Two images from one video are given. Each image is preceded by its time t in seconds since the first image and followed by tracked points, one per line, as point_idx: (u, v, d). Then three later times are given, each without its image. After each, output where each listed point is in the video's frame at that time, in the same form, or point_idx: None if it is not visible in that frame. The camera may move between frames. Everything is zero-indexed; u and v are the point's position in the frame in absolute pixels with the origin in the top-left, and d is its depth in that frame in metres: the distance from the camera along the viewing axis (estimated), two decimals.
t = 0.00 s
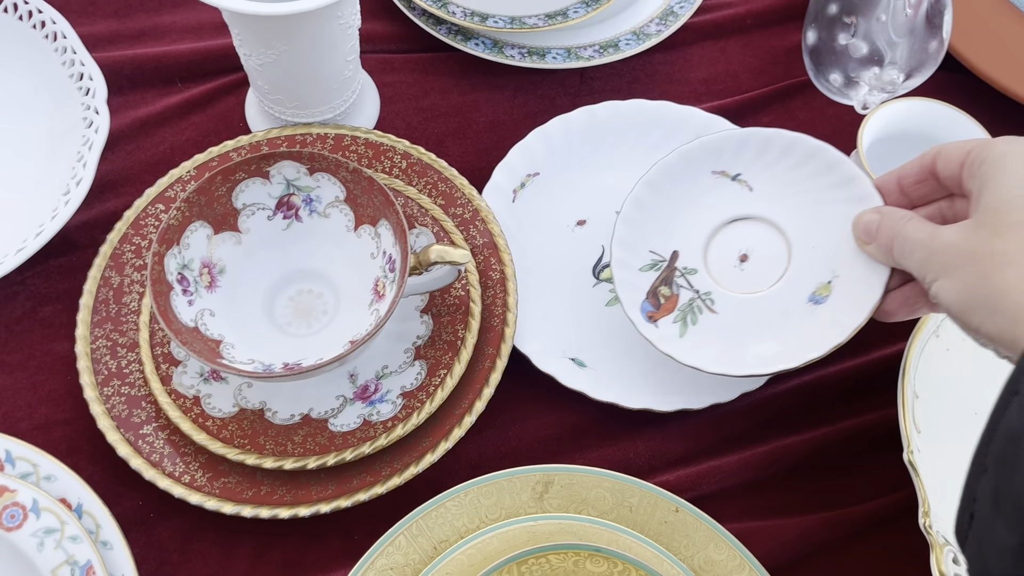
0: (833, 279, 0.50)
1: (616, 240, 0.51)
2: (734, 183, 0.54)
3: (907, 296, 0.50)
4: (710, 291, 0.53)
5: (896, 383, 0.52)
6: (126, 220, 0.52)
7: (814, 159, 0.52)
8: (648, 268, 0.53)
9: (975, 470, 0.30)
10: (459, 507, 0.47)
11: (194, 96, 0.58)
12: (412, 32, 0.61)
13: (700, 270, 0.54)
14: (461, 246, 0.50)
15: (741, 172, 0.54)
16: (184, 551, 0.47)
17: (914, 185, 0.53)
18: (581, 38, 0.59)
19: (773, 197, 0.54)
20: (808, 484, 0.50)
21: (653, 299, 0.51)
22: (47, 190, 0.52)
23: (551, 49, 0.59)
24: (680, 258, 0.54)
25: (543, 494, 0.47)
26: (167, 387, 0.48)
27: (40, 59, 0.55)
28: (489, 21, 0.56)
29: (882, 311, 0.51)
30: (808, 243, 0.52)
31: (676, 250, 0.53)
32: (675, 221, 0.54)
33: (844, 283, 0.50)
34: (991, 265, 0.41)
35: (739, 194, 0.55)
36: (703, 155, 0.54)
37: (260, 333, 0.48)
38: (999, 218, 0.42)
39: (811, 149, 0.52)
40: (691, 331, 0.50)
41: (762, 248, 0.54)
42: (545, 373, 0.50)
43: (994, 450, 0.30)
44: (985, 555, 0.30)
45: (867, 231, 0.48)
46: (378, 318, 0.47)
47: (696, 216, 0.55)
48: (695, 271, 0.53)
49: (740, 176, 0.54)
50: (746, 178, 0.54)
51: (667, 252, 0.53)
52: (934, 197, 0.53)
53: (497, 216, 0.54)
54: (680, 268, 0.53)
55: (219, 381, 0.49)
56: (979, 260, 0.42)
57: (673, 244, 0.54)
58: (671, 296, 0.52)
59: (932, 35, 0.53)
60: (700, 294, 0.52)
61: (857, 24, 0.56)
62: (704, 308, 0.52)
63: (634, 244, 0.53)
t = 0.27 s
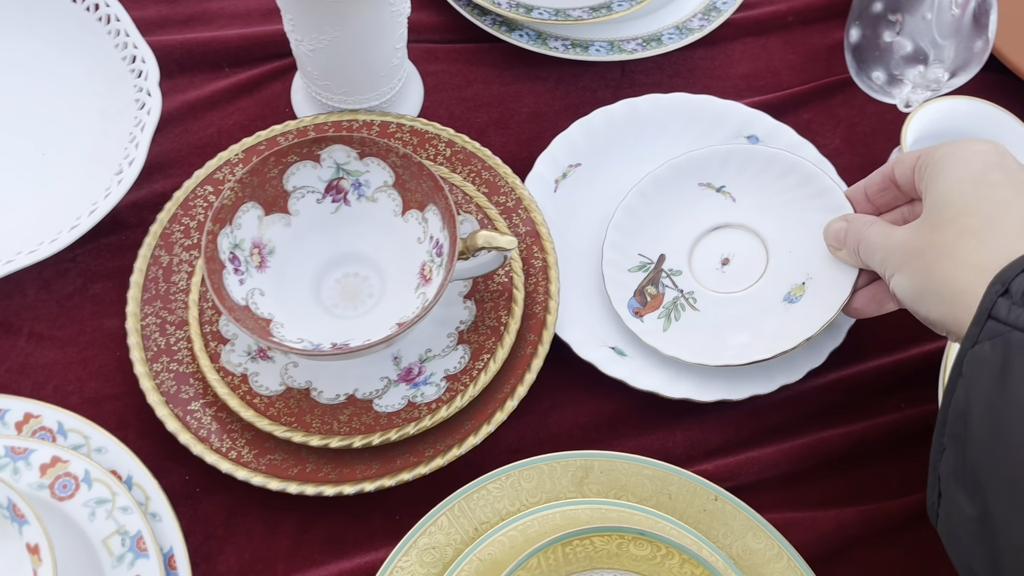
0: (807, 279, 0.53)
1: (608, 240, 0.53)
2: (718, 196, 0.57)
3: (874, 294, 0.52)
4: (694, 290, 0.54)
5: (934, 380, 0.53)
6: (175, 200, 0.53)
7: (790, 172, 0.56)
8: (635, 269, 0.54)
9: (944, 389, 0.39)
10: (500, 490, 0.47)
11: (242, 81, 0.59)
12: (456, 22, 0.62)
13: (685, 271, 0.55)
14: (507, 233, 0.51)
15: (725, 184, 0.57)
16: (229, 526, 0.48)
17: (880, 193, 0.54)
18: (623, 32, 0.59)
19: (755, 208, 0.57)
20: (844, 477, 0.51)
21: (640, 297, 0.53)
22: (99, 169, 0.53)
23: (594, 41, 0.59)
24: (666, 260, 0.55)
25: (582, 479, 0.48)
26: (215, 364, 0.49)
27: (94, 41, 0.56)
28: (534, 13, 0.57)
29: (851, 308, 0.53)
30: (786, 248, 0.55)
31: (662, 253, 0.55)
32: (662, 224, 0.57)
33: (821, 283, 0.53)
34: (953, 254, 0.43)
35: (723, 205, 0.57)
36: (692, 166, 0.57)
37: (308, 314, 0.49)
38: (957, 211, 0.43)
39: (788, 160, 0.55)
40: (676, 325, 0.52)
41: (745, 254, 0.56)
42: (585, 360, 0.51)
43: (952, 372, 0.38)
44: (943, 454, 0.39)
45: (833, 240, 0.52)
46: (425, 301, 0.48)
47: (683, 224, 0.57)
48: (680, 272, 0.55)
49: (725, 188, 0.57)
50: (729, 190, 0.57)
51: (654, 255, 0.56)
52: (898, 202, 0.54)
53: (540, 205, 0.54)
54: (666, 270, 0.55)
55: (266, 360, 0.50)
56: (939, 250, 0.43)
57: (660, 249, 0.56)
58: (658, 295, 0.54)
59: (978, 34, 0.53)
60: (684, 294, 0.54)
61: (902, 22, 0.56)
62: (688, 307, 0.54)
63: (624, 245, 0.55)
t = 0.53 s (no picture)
0: (811, 272, 0.54)
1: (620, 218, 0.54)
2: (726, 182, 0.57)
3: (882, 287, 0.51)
4: (702, 274, 0.55)
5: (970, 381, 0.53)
6: (220, 182, 0.54)
7: (801, 166, 0.56)
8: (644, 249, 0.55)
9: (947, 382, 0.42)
10: (536, 477, 0.48)
11: (285, 66, 0.60)
12: (498, 13, 0.62)
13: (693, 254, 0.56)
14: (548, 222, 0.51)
15: (734, 171, 0.57)
16: (268, 504, 0.49)
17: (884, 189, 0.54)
18: (665, 26, 0.59)
19: (762, 197, 0.57)
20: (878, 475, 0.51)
21: (648, 276, 0.54)
22: (146, 150, 0.54)
23: (636, 35, 0.59)
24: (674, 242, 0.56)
25: (618, 469, 0.48)
26: (257, 344, 0.49)
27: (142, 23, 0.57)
28: (576, 5, 0.58)
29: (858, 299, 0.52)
30: (791, 239, 0.56)
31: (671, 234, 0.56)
32: (676, 208, 0.57)
33: (827, 275, 0.53)
34: (945, 251, 0.43)
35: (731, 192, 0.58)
36: (705, 152, 0.57)
37: (350, 297, 0.50)
38: (947, 206, 0.44)
39: (800, 154, 0.56)
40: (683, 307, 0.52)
41: (751, 241, 0.57)
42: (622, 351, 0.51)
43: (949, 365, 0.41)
44: (946, 444, 0.42)
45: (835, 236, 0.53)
46: (467, 287, 0.48)
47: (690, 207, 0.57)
48: (689, 255, 0.55)
49: (733, 175, 0.57)
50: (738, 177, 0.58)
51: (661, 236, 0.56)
52: (901, 196, 0.54)
53: (579, 196, 0.55)
54: (675, 251, 0.55)
55: (307, 341, 0.50)
56: (932, 249, 0.44)
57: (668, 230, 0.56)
58: (665, 275, 0.54)
59: None
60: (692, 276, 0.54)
61: (948, 21, 0.56)
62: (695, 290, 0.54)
63: (633, 225, 0.55)
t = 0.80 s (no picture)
0: (839, 276, 0.54)
1: (654, 212, 0.54)
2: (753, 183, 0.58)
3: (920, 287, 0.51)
4: (733, 272, 0.55)
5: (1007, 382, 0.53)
6: (266, 165, 0.55)
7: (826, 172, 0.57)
8: (677, 246, 0.55)
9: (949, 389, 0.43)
10: (574, 463, 0.48)
11: (331, 54, 0.61)
12: (542, 6, 0.63)
13: (723, 253, 0.56)
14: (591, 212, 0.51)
15: (759, 174, 0.58)
16: (308, 483, 0.49)
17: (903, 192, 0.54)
18: (708, 22, 0.60)
19: (788, 201, 0.58)
20: (914, 473, 0.51)
21: (682, 273, 0.54)
22: (195, 132, 0.54)
23: (679, 30, 0.60)
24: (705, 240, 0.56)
25: (656, 458, 0.49)
26: (302, 324, 0.50)
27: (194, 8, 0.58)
28: None
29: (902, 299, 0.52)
30: (817, 243, 0.56)
31: (701, 232, 0.56)
32: (708, 207, 0.57)
33: (855, 279, 0.54)
34: (952, 265, 0.45)
35: (757, 193, 0.58)
36: (734, 152, 0.57)
37: (393, 281, 0.51)
38: (950, 221, 0.46)
39: (827, 161, 0.56)
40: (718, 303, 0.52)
41: (777, 242, 0.57)
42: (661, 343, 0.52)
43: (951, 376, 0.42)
44: (951, 451, 0.43)
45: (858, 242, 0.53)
46: (511, 275, 0.48)
47: (718, 207, 0.57)
48: (719, 253, 0.56)
49: (759, 177, 0.58)
50: (763, 180, 0.58)
51: (692, 234, 0.56)
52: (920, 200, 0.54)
53: (620, 188, 0.55)
54: (706, 249, 0.55)
55: (351, 323, 0.51)
56: (938, 263, 0.46)
57: (698, 228, 0.56)
58: (699, 273, 0.54)
59: None
60: (724, 274, 0.54)
61: (995, 21, 0.57)
62: (727, 288, 0.54)
63: (665, 221, 0.55)
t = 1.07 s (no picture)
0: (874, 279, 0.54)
1: (692, 210, 0.54)
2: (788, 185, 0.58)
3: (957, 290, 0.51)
4: (769, 272, 0.55)
5: None
6: (310, 154, 0.56)
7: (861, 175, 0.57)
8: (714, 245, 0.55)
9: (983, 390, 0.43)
10: (610, 456, 0.49)
11: (374, 47, 0.62)
12: (582, 4, 0.64)
13: (759, 253, 0.56)
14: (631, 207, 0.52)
15: (795, 175, 0.58)
16: (347, 468, 0.51)
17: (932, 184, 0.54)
18: (749, 23, 0.60)
19: (823, 203, 0.58)
20: (944, 474, 0.52)
21: (719, 272, 0.54)
22: (242, 121, 0.55)
23: (719, 30, 0.60)
24: (742, 240, 0.56)
25: (691, 453, 0.50)
26: (345, 312, 0.51)
27: None
28: None
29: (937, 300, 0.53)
30: (852, 245, 0.56)
31: (738, 232, 0.56)
32: (745, 207, 0.57)
33: (890, 282, 0.54)
34: (982, 269, 0.46)
35: (792, 195, 0.58)
36: (769, 153, 0.58)
37: (434, 271, 0.51)
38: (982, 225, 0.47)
39: (863, 163, 0.57)
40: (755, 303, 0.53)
41: (813, 243, 0.57)
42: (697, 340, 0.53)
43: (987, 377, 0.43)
44: (980, 452, 0.43)
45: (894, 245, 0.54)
46: (551, 267, 0.49)
47: (753, 208, 0.58)
48: (755, 253, 0.56)
49: (795, 178, 0.58)
50: (798, 181, 0.58)
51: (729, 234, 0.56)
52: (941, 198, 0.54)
53: (659, 185, 0.55)
54: (743, 249, 0.56)
55: (392, 312, 0.52)
56: (969, 267, 0.47)
57: (735, 228, 0.57)
58: (735, 272, 0.55)
59: None
60: (760, 274, 0.55)
61: None
62: (763, 287, 0.55)
63: (702, 220, 0.55)
